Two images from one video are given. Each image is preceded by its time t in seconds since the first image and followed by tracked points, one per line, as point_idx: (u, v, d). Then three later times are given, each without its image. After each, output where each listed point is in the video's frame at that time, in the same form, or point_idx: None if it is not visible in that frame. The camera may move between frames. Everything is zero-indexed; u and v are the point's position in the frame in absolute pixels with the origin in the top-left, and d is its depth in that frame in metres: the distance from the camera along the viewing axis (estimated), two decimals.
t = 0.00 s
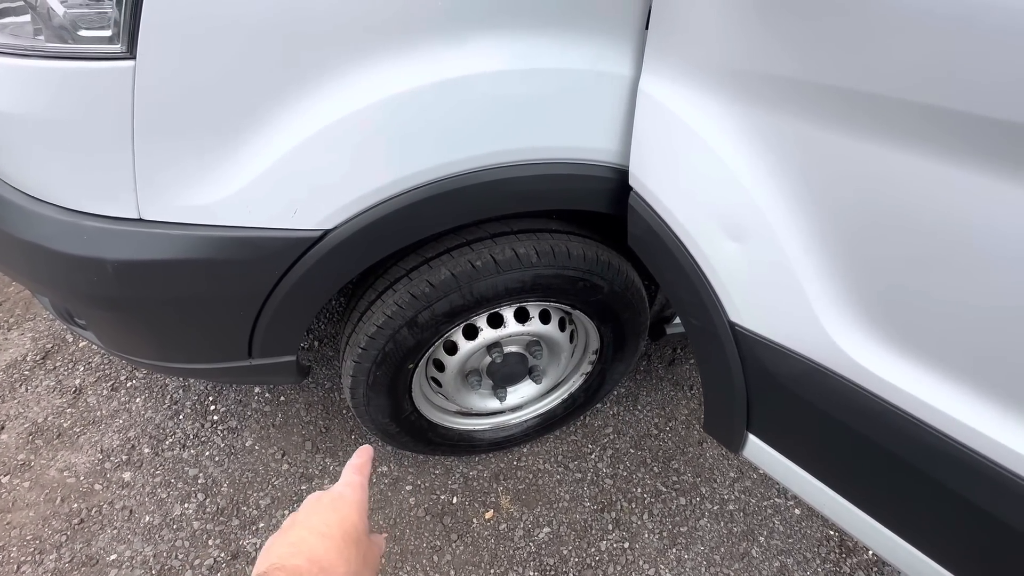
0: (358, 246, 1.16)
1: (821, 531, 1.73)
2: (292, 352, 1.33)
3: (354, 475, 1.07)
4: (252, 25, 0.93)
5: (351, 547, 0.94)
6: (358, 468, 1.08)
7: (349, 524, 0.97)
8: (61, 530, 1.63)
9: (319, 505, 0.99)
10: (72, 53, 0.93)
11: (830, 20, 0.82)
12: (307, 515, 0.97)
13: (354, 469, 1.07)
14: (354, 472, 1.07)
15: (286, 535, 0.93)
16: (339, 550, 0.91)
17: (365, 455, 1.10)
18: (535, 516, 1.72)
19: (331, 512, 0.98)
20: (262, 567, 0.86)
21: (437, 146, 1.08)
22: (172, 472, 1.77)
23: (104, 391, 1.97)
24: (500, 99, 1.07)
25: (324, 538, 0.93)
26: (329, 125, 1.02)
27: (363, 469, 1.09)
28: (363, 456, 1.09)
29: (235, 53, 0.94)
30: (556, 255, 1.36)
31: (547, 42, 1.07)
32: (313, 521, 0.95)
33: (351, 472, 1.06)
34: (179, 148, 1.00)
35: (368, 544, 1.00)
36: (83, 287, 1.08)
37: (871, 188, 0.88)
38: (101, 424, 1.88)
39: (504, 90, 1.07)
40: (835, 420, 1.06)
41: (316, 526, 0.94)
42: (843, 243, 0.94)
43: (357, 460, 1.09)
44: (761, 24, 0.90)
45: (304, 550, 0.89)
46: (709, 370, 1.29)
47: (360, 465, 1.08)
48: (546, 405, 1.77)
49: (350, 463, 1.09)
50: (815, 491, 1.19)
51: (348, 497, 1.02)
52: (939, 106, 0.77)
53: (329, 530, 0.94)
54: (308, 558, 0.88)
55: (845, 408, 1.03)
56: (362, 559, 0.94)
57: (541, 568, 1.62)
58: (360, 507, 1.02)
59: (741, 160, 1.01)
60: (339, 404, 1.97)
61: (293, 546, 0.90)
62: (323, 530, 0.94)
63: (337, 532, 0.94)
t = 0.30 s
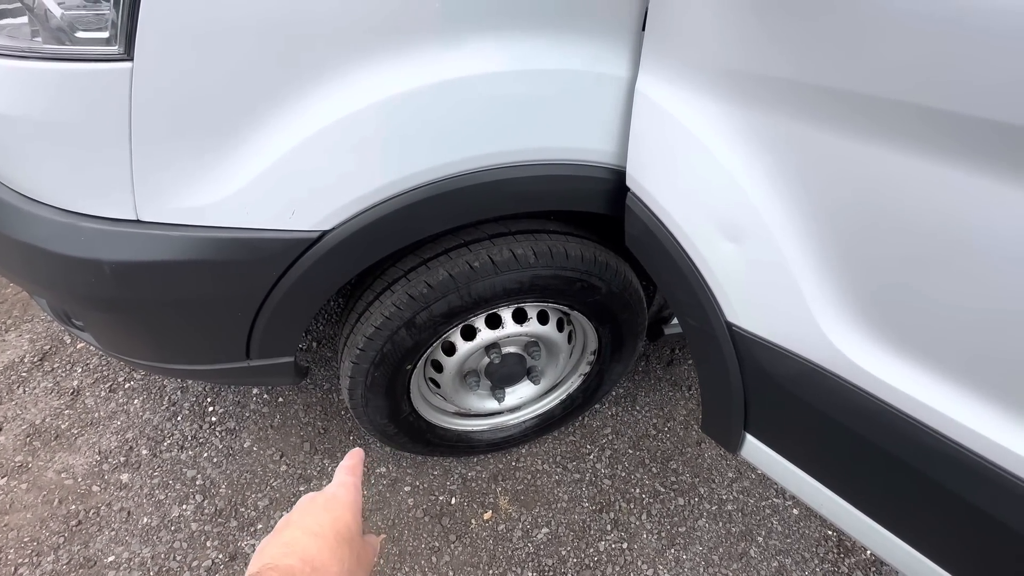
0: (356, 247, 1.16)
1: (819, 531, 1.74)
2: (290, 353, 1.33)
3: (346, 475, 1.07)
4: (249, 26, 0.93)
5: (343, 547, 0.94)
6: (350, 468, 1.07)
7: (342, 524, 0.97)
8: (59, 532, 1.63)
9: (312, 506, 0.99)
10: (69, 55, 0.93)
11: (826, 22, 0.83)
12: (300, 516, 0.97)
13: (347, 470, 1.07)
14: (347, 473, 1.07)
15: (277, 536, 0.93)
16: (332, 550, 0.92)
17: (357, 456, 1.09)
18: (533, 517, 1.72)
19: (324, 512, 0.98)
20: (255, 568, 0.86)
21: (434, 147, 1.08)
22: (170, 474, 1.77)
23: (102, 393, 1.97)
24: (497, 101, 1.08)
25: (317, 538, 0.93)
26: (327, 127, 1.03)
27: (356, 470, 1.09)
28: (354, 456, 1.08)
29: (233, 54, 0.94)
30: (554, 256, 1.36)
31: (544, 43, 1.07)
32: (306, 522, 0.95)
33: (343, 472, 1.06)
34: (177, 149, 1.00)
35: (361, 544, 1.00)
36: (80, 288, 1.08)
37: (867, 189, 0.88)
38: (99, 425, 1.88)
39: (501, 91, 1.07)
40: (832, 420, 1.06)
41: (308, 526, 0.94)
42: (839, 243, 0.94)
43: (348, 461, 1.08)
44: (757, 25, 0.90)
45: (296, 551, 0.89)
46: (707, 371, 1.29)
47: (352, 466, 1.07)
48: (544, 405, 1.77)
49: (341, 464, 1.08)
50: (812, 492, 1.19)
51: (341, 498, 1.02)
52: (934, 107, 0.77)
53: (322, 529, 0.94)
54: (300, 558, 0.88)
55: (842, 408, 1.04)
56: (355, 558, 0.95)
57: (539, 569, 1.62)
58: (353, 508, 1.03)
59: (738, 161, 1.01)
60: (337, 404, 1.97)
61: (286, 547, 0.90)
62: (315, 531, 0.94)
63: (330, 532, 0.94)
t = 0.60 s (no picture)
0: (352, 248, 1.16)
1: (818, 532, 1.74)
2: (287, 354, 1.33)
3: (338, 473, 1.08)
4: (245, 27, 0.93)
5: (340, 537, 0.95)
6: (343, 465, 1.09)
7: (338, 517, 0.98)
8: (56, 534, 1.63)
9: (307, 500, 1.00)
10: (66, 56, 0.93)
11: (822, 23, 0.83)
12: (296, 510, 0.98)
13: (339, 466, 1.08)
14: (340, 470, 1.08)
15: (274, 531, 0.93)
16: (329, 540, 0.92)
17: (347, 453, 1.11)
18: (531, 519, 1.72)
19: (320, 505, 0.99)
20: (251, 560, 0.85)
21: (431, 149, 1.08)
22: (168, 476, 1.77)
23: (99, 394, 1.96)
24: (494, 102, 1.08)
25: (313, 529, 0.93)
26: (323, 128, 1.02)
27: (348, 466, 1.11)
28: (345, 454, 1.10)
29: (230, 56, 0.94)
30: (551, 257, 1.36)
31: (541, 44, 1.07)
32: (301, 515, 0.96)
33: (336, 469, 1.07)
34: (173, 150, 1.00)
35: (358, 536, 1.01)
36: (76, 289, 1.08)
37: (863, 189, 0.88)
38: (96, 427, 1.88)
39: (498, 92, 1.07)
40: (829, 421, 1.06)
41: (304, 519, 0.95)
42: (835, 244, 0.94)
43: (340, 458, 1.09)
44: (753, 26, 0.90)
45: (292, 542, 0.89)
46: (704, 372, 1.29)
47: (344, 462, 1.09)
48: (542, 406, 1.77)
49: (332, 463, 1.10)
50: (809, 492, 1.19)
51: (336, 492, 1.03)
52: (929, 108, 0.77)
53: (318, 523, 0.95)
54: (296, 550, 0.88)
55: (839, 409, 1.04)
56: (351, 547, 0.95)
57: (537, 571, 1.62)
58: (348, 502, 1.04)
59: (734, 162, 1.01)
60: (335, 406, 1.97)
61: (283, 539, 0.90)
62: (312, 523, 0.94)
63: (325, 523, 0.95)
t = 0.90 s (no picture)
0: (351, 251, 1.16)
1: (818, 535, 1.73)
2: (285, 357, 1.33)
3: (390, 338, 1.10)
4: (243, 31, 0.93)
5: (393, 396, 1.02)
6: (395, 331, 1.10)
7: (390, 378, 1.04)
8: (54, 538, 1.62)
9: (360, 365, 1.06)
10: (63, 60, 0.93)
11: (820, 26, 0.82)
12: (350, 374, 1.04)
13: (391, 332, 1.10)
14: (391, 335, 1.10)
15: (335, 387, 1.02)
16: (382, 399, 0.99)
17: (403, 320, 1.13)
18: (531, 522, 1.72)
19: (373, 369, 1.05)
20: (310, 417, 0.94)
21: (429, 151, 1.08)
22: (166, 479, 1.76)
23: (98, 397, 1.96)
24: (492, 105, 1.08)
25: (366, 391, 1.00)
26: (320, 132, 1.02)
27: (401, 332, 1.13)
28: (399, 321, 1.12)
29: (227, 58, 0.94)
30: (550, 260, 1.36)
31: (539, 48, 1.07)
32: (356, 380, 1.03)
33: (389, 333, 1.10)
34: (171, 153, 1.00)
35: (414, 393, 1.07)
36: (73, 292, 1.08)
37: (862, 192, 0.88)
38: (94, 430, 1.87)
39: (495, 95, 1.07)
40: (829, 425, 1.06)
41: (358, 382, 1.02)
42: (834, 247, 0.94)
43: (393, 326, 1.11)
44: (752, 29, 0.90)
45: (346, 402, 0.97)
46: (704, 374, 1.29)
47: (398, 329, 1.11)
48: (542, 409, 1.77)
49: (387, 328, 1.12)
50: (810, 496, 1.19)
51: (387, 355, 1.07)
52: (928, 112, 0.77)
53: (373, 381, 1.02)
54: (351, 405, 0.97)
55: (839, 413, 1.03)
56: (405, 406, 1.02)
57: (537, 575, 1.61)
58: (400, 366, 1.07)
59: (733, 165, 1.01)
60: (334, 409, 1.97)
61: (340, 398, 0.99)
62: (366, 384, 1.01)
63: (380, 385, 1.02)
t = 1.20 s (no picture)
0: (354, 257, 1.17)
1: (819, 540, 1.73)
2: (288, 362, 1.34)
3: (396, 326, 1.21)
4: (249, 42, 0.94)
5: (403, 371, 1.11)
6: (400, 320, 1.21)
7: (399, 355, 1.13)
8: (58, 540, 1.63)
9: (369, 346, 1.15)
10: (72, 71, 0.95)
11: (818, 39, 0.83)
12: (360, 353, 1.13)
13: (397, 321, 1.21)
14: (397, 322, 1.20)
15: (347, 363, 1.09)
16: (393, 371, 1.08)
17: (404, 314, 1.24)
18: (531, 526, 1.72)
19: (382, 347, 1.14)
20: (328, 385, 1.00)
21: (431, 160, 1.10)
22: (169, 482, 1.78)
23: (102, 400, 1.98)
24: (493, 113, 1.09)
25: (377, 364, 1.08)
26: (324, 140, 1.04)
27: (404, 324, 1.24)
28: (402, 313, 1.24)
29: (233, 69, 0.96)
30: (551, 266, 1.37)
31: (540, 57, 1.08)
32: (368, 356, 1.11)
33: (396, 321, 1.20)
34: (177, 162, 1.02)
35: (418, 372, 1.16)
36: (80, 298, 1.09)
37: (859, 202, 0.89)
38: (98, 433, 1.89)
39: (497, 104, 1.08)
40: (827, 431, 1.07)
41: (369, 358, 1.10)
42: (831, 255, 0.95)
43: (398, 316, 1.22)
44: (751, 41, 0.91)
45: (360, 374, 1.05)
46: (703, 380, 1.30)
47: (401, 318, 1.22)
48: (542, 413, 1.78)
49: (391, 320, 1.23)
50: (808, 502, 1.20)
51: (395, 338, 1.16)
52: (924, 124, 0.78)
53: (384, 357, 1.11)
54: (367, 376, 1.04)
55: (836, 420, 1.04)
56: (412, 381, 1.11)
57: None
58: (406, 345, 1.17)
59: (732, 174, 1.02)
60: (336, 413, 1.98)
61: (355, 370, 1.06)
62: (377, 359, 1.10)
63: (390, 360, 1.10)
